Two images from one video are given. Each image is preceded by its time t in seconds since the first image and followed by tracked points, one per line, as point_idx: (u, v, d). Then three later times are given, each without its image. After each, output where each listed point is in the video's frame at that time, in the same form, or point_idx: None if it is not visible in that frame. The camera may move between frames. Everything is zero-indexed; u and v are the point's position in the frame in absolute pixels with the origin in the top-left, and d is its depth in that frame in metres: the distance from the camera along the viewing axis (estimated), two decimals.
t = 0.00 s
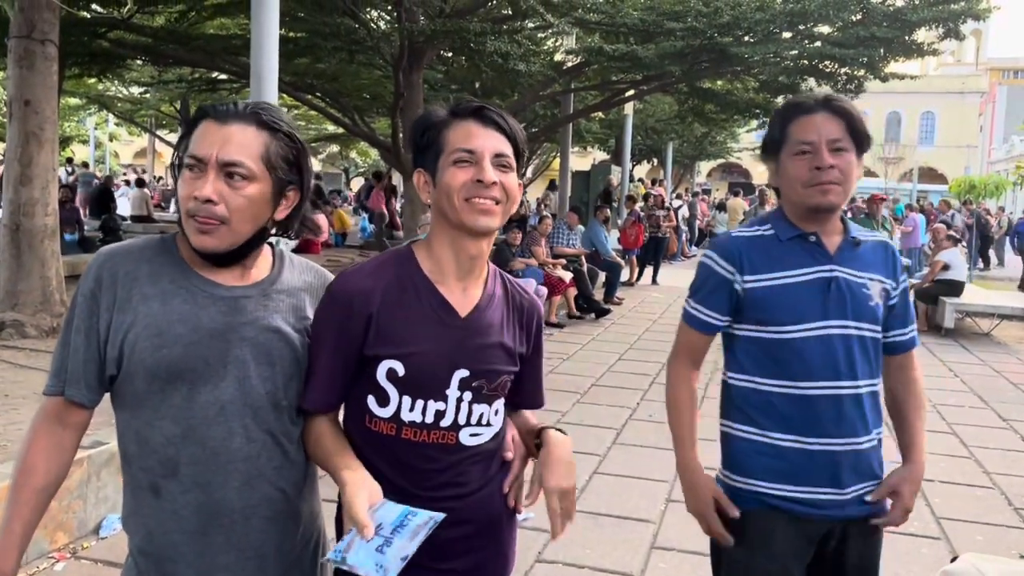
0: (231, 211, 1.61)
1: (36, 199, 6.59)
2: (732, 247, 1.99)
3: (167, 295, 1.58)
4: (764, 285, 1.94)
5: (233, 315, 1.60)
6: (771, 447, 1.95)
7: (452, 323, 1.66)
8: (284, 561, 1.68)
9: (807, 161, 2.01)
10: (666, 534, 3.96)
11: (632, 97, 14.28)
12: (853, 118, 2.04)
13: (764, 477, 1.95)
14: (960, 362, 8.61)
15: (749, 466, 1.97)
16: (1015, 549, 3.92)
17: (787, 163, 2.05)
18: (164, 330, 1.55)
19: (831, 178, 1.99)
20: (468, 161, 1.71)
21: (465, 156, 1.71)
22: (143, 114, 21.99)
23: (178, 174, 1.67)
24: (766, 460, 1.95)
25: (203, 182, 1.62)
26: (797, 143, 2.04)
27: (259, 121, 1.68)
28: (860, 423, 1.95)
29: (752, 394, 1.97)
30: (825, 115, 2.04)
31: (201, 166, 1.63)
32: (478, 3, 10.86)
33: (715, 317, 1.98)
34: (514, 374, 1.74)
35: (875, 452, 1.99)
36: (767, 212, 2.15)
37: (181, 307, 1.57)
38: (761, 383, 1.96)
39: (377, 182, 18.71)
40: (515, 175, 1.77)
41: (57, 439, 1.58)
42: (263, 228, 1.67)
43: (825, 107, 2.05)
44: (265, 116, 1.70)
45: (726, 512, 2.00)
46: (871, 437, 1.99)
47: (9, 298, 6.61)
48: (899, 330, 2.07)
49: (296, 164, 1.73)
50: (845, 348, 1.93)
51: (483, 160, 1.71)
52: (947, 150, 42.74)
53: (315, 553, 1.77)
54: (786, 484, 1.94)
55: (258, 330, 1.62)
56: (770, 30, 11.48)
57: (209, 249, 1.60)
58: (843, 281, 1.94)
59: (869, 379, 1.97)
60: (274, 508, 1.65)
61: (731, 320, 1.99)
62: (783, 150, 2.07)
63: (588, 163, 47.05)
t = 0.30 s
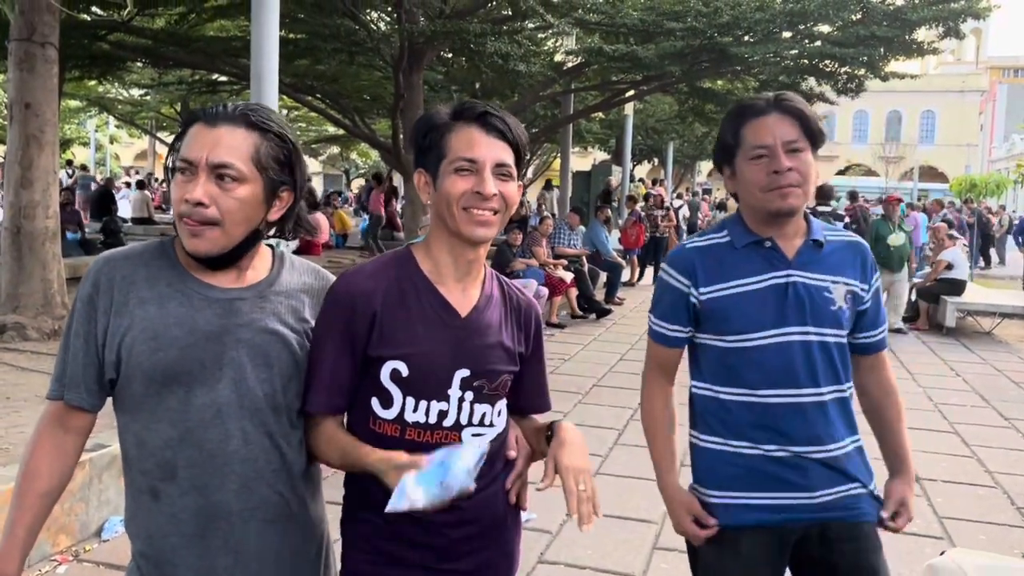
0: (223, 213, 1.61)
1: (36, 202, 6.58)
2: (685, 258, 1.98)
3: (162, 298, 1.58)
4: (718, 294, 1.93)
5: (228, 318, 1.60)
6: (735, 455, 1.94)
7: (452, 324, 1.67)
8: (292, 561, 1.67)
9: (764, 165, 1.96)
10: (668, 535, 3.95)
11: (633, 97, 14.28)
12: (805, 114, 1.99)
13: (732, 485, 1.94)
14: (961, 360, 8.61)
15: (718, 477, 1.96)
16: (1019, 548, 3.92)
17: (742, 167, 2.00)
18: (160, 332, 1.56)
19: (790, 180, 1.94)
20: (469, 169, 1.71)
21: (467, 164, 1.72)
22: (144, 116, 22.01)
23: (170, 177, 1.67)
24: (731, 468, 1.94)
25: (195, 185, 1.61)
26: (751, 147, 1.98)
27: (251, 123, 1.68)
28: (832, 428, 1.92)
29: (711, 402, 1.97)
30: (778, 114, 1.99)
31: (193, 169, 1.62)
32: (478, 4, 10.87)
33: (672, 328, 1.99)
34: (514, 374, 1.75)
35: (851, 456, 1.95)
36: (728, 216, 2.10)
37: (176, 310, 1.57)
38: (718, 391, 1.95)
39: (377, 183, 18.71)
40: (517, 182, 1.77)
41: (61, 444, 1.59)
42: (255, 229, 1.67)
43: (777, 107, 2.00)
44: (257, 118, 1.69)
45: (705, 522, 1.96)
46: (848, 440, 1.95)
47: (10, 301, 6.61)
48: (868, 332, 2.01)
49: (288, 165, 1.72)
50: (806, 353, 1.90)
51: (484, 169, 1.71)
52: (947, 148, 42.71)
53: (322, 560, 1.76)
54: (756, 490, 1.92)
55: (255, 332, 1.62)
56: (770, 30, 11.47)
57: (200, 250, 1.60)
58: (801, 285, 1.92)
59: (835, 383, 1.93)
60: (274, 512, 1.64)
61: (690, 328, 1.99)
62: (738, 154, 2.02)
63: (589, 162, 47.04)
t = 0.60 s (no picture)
0: (232, 214, 1.61)
1: (38, 204, 6.58)
2: (673, 262, 1.98)
3: (168, 295, 1.58)
4: (703, 298, 1.92)
5: (234, 316, 1.60)
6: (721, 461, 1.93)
7: (455, 323, 1.69)
8: (296, 558, 1.66)
9: (752, 161, 1.96)
10: (671, 536, 3.94)
11: (633, 98, 14.29)
12: (793, 110, 1.99)
13: (716, 493, 1.93)
14: (963, 360, 8.61)
15: (704, 484, 1.95)
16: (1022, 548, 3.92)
17: (729, 164, 2.00)
18: (164, 328, 1.56)
19: (778, 176, 1.94)
20: (470, 174, 1.72)
21: (468, 170, 1.72)
22: (145, 118, 22.03)
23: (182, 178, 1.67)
24: (716, 473, 1.93)
25: (206, 187, 1.62)
26: (738, 144, 1.98)
27: (260, 124, 1.67)
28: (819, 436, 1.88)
29: (695, 406, 1.98)
30: (766, 110, 1.98)
31: (203, 170, 1.63)
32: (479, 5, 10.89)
33: (664, 334, 1.98)
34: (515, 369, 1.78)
35: (837, 464, 1.91)
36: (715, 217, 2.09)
37: (182, 306, 1.57)
38: (702, 396, 1.96)
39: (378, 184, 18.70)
40: (517, 187, 1.78)
41: (66, 437, 1.60)
42: (266, 229, 1.67)
43: (765, 102, 1.99)
44: (266, 119, 1.69)
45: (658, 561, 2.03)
46: (838, 448, 1.91)
47: (12, 303, 6.62)
48: (874, 332, 1.99)
49: (298, 165, 1.73)
50: (792, 357, 1.87)
51: (485, 175, 1.72)
52: (948, 148, 42.68)
53: (326, 561, 1.75)
54: (740, 497, 1.90)
55: (260, 331, 1.61)
56: (770, 29, 11.45)
57: (211, 249, 1.60)
58: (787, 286, 1.89)
59: (824, 388, 1.89)
60: (273, 511, 1.62)
61: (684, 332, 1.98)
62: (725, 151, 2.01)
63: (589, 163, 47.05)
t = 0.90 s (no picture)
0: (245, 215, 1.62)
1: (43, 206, 6.60)
2: (690, 262, 1.90)
3: (179, 294, 1.59)
4: (713, 299, 1.84)
5: (245, 316, 1.61)
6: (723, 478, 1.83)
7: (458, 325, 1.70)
8: (303, 557, 1.67)
9: (775, 169, 1.84)
10: (674, 537, 3.94)
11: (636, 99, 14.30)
12: (824, 115, 1.85)
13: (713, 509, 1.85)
14: (967, 362, 8.60)
15: (703, 499, 1.87)
16: None
17: (753, 170, 1.88)
18: (175, 327, 1.56)
19: (803, 188, 1.81)
20: (473, 179, 1.72)
21: (469, 175, 1.73)
22: (148, 120, 22.07)
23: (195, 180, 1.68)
24: (715, 490, 1.85)
25: (218, 189, 1.63)
26: (763, 150, 1.86)
27: (272, 126, 1.68)
28: (828, 460, 1.76)
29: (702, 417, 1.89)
30: (793, 114, 1.85)
31: (214, 172, 1.64)
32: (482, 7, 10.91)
33: (673, 336, 1.89)
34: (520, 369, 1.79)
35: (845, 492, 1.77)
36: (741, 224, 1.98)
37: (193, 305, 1.58)
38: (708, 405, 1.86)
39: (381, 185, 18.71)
40: (520, 193, 1.78)
41: (74, 435, 1.60)
42: (278, 230, 1.68)
43: (793, 106, 1.86)
44: (276, 120, 1.70)
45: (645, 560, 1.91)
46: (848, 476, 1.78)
47: (17, 304, 6.64)
48: (906, 355, 1.81)
49: (310, 167, 1.73)
50: (801, 372, 1.75)
51: (487, 182, 1.72)
52: (950, 149, 42.64)
53: (332, 561, 1.75)
54: (735, 517, 1.81)
55: (270, 331, 1.62)
56: (773, 31, 11.45)
57: (223, 248, 1.61)
58: (799, 295, 1.77)
59: (837, 411, 1.76)
60: (280, 511, 1.62)
61: (695, 337, 1.90)
62: (750, 156, 1.89)
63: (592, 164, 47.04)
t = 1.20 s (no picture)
0: (255, 212, 1.62)
1: (48, 206, 6.61)
2: (734, 252, 1.84)
3: (178, 292, 1.59)
4: (750, 291, 1.76)
5: (244, 313, 1.60)
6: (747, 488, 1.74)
7: (463, 324, 1.70)
8: (305, 553, 1.67)
9: (812, 164, 1.74)
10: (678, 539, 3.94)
11: (640, 101, 14.29)
12: (873, 108, 1.72)
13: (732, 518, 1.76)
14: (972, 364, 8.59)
15: (723, 507, 1.78)
16: None
17: (795, 163, 1.79)
18: (174, 325, 1.56)
19: (838, 185, 1.71)
20: (480, 176, 1.72)
21: (476, 172, 1.72)
22: (152, 121, 22.11)
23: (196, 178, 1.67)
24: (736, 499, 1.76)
25: (225, 186, 1.62)
26: (803, 143, 1.77)
27: (277, 121, 1.69)
28: (855, 475, 1.65)
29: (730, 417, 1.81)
30: (837, 106, 1.73)
31: (220, 169, 1.63)
32: (485, 9, 10.93)
33: (704, 329, 1.83)
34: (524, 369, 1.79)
35: (871, 513, 1.66)
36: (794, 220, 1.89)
37: (192, 303, 1.58)
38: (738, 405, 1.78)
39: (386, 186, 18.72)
40: (527, 191, 1.78)
41: (78, 434, 1.61)
42: (283, 225, 1.69)
43: (838, 96, 1.74)
44: (278, 116, 1.70)
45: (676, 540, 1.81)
46: (875, 497, 1.66)
47: (21, 304, 6.66)
48: (950, 375, 1.63)
49: (311, 162, 1.74)
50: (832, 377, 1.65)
51: (494, 179, 1.72)
52: (955, 152, 42.57)
53: (331, 559, 1.75)
54: (752, 529, 1.73)
55: (269, 328, 1.62)
56: (777, 32, 11.46)
57: (232, 243, 1.61)
58: (839, 295, 1.67)
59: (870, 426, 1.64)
60: (279, 510, 1.62)
61: (730, 333, 1.83)
62: (794, 149, 1.80)
63: (595, 166, 47.03)
